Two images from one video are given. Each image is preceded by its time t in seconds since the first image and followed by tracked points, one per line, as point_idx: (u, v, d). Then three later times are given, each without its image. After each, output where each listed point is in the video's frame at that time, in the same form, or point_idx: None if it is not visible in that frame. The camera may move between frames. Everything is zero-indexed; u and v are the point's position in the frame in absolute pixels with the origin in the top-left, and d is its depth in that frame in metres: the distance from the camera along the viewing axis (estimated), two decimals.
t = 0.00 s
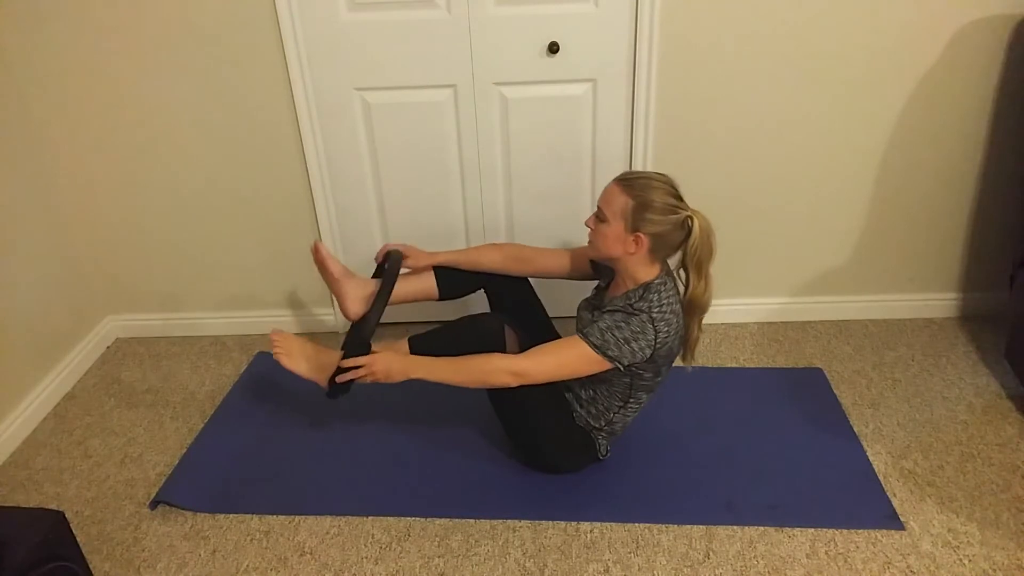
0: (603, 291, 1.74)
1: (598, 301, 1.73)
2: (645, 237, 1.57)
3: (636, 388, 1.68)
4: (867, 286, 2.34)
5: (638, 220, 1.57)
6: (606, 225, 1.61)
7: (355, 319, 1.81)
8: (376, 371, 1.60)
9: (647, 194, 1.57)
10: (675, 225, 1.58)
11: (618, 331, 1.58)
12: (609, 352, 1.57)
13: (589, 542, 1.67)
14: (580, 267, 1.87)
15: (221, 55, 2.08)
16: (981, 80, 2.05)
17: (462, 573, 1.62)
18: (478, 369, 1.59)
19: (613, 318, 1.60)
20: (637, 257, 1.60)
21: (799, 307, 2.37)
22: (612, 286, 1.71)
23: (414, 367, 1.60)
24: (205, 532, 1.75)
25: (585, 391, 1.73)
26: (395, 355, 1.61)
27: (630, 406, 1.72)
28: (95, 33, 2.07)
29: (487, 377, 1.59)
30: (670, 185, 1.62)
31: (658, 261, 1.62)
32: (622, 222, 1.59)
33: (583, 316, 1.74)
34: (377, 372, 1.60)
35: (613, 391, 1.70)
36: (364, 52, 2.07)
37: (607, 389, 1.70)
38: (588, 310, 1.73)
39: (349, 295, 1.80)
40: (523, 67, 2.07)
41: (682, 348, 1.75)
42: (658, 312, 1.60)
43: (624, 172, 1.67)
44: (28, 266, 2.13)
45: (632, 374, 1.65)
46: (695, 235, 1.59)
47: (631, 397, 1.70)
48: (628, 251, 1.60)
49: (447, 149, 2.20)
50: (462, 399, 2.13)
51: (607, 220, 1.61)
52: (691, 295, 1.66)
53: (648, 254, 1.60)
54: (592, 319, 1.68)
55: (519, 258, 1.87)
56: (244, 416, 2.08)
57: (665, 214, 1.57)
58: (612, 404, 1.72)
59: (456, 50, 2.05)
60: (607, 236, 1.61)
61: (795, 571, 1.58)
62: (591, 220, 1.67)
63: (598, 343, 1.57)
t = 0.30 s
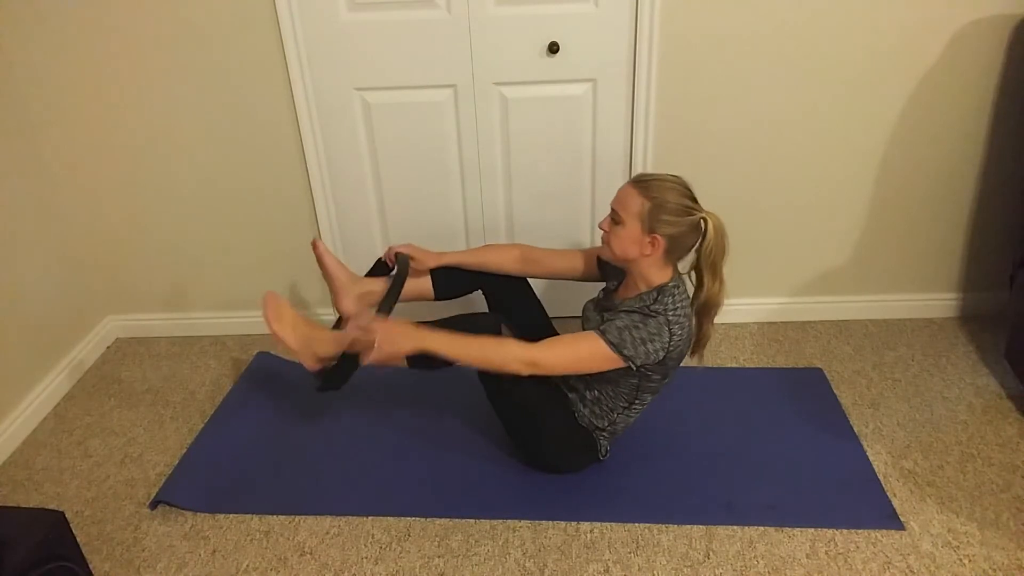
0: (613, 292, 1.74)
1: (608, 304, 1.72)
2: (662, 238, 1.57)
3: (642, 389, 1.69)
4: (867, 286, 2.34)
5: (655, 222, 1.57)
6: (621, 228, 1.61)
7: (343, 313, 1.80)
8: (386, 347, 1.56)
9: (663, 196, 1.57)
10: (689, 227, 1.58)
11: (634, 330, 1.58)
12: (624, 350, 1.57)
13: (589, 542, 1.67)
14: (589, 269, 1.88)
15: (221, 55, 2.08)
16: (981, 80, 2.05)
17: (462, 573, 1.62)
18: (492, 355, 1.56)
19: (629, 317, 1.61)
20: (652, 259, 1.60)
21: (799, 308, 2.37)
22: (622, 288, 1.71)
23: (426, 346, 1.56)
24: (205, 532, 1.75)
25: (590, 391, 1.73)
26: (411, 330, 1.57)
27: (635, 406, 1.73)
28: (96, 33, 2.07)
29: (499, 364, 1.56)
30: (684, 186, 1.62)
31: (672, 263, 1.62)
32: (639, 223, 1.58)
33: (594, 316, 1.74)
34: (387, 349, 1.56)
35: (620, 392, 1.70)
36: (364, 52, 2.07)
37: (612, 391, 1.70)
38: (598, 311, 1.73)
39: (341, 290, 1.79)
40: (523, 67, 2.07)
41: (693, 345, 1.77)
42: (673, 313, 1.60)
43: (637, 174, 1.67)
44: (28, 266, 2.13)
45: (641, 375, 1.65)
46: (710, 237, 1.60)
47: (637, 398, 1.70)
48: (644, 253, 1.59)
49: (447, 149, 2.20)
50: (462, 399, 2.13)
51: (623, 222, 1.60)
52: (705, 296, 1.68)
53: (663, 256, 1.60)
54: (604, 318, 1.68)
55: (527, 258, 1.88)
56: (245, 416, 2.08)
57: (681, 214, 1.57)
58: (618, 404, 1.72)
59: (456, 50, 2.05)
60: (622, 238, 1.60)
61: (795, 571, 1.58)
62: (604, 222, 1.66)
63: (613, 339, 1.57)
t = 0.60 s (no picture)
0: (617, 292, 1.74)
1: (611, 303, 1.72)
2: (670, 239, 1.57)
3: (647, 387, 1.69)
4: (867, 286, 2.34)
5: (663, 223, 1.56)
6: (628, 229, 1.60)
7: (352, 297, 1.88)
8: (400, 277, 1.59)
9: (671, 197, 1.57)
10: (696, 227, 1.58)
11: (642, 314, 1.56)
12: (632, 332, 1.54)
13: (589, 542, 1.67)
14: (593, 268, 1.87)
15: (221, 55, 2.08)
16: (980, 80, 2.05)
17: (462, 573, 1.62)
18: (501, 303, 1.57)
19: (636, 304, 1.59)
20: (659, 261, 1.60)
21: (799, 307, 2.37)
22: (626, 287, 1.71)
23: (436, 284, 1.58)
24: (204, 532, 1.75)
25: (596, 389, 1.72)
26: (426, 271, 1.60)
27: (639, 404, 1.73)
28: (96, 33, 2.07)
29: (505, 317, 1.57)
30: (690, 187, 1.61)
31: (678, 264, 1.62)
32: (646, 224, 1.58)
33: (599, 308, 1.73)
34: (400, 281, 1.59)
35: (625, 390, 1.70)
36: (364, 52, 2.07)
37: (617, 388, 1.70)
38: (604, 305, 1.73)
39: (343, 275, 1.85)
40: (523, 67, 2.07)
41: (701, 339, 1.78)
42: (679, 305, 1.60)
43: (643, 175, 1.66)
44: (28, 266, 2.13)
45: (646, 370, 1.65)
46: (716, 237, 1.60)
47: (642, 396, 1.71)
48: (652, 254, 1.59)
49: (447, 149, 2.20)
50: (463, 399, 2.13)
51: (631, 223, 1.59)
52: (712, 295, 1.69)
53: (670, 257, 1.60)
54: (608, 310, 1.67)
55: (533, 252, 1.89)
56: (245, 416, 2.08)
57: (688, 215, 1.57)
58: (622, 402, 1.72)
59: (456, 50, 2.05)
60: (629, 239, 1.60)
61: (795, 571, 1.59)
62: (610, 223, 1.65)
63: (621, 318, 1.55)
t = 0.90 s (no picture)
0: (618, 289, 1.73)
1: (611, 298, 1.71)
2: (671, 237, 1.57)
3: (647, 385, 1.69)
4: (867, 286, 2.34)
5: (665, 220, 1.56)
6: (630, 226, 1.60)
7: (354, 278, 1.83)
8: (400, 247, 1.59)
9: (674, 195, 1.57)
10: (699, 226, 1.58)
11: (642, 303, 1.56)
12: (629, 319, 1.54)
13: (589, 542, 1.67)
14: (598, 266, 1.87)
15: (221, 56, 2.08)
16: (981, 80, 2.05)
17: (462, 573, 1.62)
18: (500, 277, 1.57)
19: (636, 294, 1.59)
20: (660, 259, 1.60)
21: (799, 307, 2.37)
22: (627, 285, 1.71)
23: (436, 260, 1.58)
24: (205, 532, 1.75)
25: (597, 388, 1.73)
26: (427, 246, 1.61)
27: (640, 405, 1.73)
28: (96, 33, 2.07)
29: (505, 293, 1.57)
30: (694, 186, 1.61)
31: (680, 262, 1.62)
32: (649, 221, 1.58)
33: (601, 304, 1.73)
34: (400, 251, 1.59)
35: (625, 388, 1.70)
36: (364, 52, 2.07)
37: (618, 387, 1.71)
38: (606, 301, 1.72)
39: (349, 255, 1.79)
40: (523, 67, 2.07)
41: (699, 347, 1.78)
42: (679, 300, 1.59)
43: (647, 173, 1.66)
44: (28, 266, 2.13)
45: (645, 366, 1.64)
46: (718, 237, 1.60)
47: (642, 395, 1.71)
48: (653, 251, 1.59)
49: (447, 149, 2.20)
50: (463, 399, 2.13)
51: (633, 220, 1.59)
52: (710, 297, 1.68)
53: (671, 255, 1.60)
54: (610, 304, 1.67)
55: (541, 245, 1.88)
56: (245, 416, 2.08)
57: (691, 214, 1.57)
58: (622, 402, 1.72)
59: (456, 50, 2.05)
60: (631, 236, 1.60)
61: (795, 571, 1.58)
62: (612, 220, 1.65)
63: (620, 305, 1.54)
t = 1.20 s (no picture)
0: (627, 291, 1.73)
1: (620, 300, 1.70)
2: (682, 239, 1.57)
3: (648, 387, 1.69)
4: (867, 287, 2.34)
5: (677, 222, 1.56)
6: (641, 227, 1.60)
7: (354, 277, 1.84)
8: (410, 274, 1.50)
9: (685, 198, 1.57)
10: (709, 230, 1.58)
11: (651, 311, 1.56)
12: (638, 329, 1.54)
13: (589, 542, 1.67)
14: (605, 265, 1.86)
15: (221, 55, 2.08)
16: (980, 80, 2.05)
17: (462, 573, 1.62)
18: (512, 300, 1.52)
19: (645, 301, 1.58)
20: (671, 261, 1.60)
21: (799, 307, 2.37)
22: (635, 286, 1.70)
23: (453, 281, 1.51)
24: (204, 532, 1.75)
25: (598, 387, 1.72)
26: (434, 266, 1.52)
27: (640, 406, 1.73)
28: (95, 33, 2.07)
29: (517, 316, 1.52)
30: (706, 190, 1.61)
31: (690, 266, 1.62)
32: (660, 224, 1.58)
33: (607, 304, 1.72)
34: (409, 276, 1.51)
35: (626, 389, 1.70)
36: (364, 52, 2.07)
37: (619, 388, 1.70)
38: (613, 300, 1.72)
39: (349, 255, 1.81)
40: (523, 67, 2.07)
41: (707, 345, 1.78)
42: (688, 306, 1.59)
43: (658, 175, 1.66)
44: (27, 266, 2.13)
45: (648, 370, 1.64)
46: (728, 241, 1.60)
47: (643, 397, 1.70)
48: (663, 253, 1.59)
49: (447, 149, 2.20)
50: (463, 399, 2.13)
51: (644, 222, 1.59)
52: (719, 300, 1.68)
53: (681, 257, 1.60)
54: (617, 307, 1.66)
55: (551, 241, 1.89)
56: (245, 416, 2.08)
57: (702, 216, 1.57)
58: (622, 403, 1.72)
59: (456, 50, 2.05)
60: (642, 238, 1.60)
61: (795, 571, 1.58)
62: (623, 222, 1.65)
63: (630, 316, 1.54)
